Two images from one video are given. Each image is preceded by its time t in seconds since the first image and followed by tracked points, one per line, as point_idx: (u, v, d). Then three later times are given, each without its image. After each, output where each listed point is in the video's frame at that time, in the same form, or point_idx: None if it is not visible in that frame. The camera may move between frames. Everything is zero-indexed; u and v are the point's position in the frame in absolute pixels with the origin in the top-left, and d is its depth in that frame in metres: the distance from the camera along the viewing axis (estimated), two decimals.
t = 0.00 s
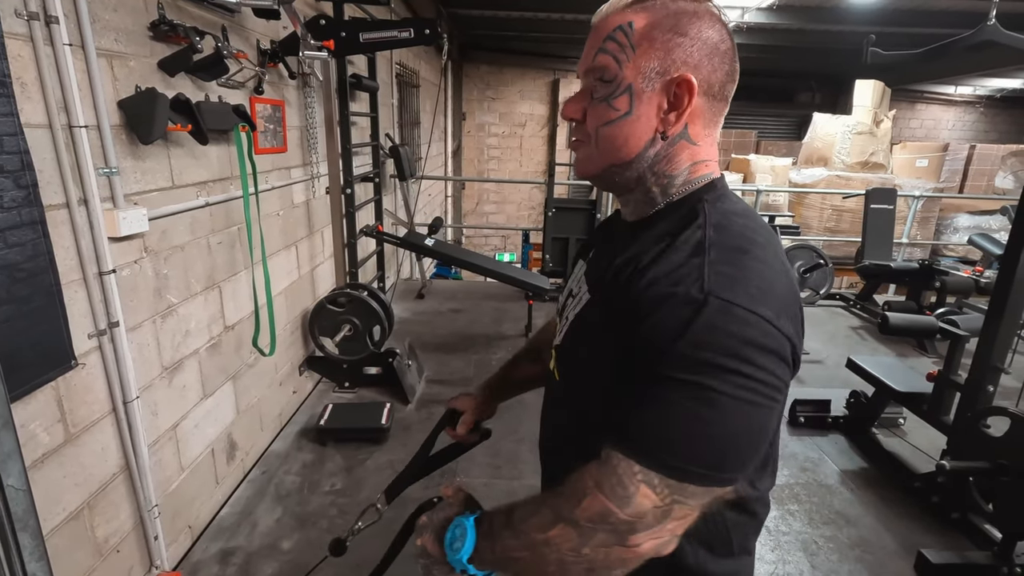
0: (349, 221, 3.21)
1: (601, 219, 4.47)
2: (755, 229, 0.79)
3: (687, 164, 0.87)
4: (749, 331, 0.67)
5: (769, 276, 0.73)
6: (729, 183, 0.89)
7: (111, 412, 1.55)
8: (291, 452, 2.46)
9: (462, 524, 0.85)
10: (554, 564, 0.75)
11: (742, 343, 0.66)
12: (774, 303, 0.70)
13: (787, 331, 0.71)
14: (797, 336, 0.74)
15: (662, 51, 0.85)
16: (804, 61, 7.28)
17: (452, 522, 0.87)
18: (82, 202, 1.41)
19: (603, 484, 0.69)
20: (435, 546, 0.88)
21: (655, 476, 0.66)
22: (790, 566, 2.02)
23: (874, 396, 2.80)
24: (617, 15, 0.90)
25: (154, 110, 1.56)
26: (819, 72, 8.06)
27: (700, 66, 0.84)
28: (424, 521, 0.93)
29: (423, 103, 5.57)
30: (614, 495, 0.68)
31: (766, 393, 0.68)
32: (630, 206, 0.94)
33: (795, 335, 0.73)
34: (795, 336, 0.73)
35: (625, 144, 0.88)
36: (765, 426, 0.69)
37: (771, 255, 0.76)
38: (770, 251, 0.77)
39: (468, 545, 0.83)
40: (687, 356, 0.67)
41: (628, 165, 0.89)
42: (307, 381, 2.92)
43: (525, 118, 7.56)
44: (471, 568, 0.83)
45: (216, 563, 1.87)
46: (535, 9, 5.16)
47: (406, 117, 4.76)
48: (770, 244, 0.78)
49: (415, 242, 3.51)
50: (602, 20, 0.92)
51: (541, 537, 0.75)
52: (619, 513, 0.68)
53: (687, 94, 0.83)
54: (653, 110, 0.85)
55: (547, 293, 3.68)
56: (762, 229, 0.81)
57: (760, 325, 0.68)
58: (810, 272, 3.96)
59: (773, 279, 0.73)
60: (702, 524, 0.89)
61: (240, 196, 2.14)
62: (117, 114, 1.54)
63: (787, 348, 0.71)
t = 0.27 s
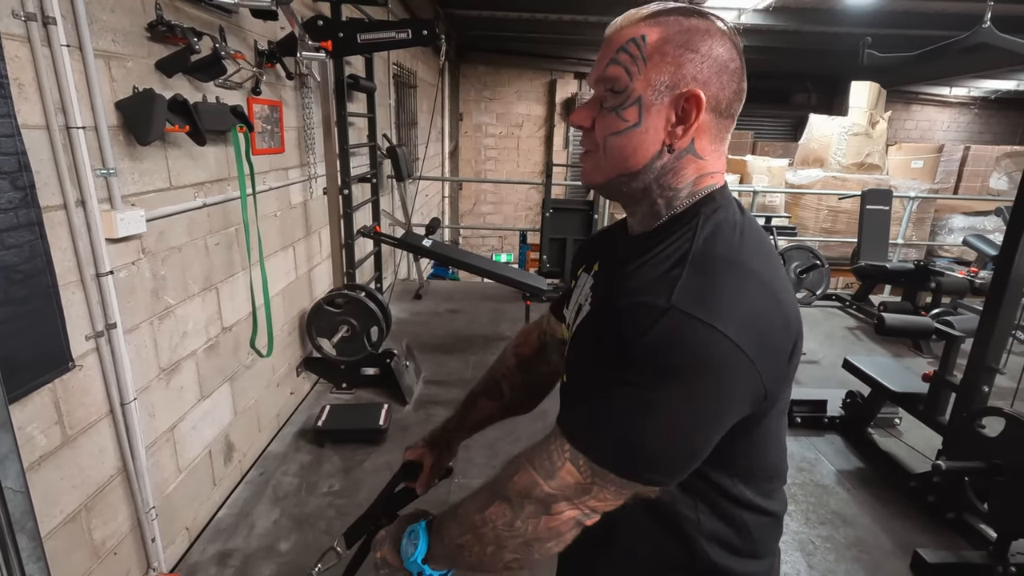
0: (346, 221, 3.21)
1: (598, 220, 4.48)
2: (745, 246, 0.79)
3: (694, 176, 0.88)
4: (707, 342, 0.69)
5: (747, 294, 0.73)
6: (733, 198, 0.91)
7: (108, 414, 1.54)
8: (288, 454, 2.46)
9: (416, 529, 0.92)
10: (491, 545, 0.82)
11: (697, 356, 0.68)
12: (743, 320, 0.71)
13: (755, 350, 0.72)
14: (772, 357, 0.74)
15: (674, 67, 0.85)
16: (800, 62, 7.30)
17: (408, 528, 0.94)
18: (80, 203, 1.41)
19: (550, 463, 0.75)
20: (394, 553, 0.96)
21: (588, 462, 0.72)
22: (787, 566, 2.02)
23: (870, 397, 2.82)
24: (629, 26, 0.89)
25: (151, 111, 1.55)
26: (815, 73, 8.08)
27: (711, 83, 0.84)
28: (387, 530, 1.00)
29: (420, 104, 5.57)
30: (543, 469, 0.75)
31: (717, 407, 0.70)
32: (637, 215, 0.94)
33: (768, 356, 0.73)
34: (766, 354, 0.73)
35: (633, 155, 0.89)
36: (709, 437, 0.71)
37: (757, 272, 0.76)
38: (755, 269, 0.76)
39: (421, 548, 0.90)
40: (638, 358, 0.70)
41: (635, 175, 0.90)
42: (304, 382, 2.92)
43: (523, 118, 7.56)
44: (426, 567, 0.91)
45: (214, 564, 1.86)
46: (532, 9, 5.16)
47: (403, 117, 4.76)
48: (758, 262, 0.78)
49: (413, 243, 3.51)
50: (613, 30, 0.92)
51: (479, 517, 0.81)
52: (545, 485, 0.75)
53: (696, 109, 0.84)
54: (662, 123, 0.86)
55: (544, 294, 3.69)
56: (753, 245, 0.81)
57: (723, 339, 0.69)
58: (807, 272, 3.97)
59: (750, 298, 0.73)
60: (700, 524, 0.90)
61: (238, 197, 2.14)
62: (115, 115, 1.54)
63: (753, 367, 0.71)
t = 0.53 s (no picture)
0: (343, 221, 3.20)
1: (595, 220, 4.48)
2: (770, 226, 0.82)
3: (708, 170, 0.88)
4: (769, 317, 0.69)
5: (784, 266, 0.75)
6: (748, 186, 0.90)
7: (104, 414, 1.54)
8: (285, 454, 2.45)
9: (488, 514, 0.82)
10: (585, 556, 0.73)
11: (765, 327, 0.69)
12: (787, 291, 0.73)
13: (802, 317, 0.74)
14: (810, 325, 0.77)
15: (679, 64, 0.85)
16: (796, 63, 7.33)
17: (476, 514, 0.83)
18: (75, 203, 1.40)
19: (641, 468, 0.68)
20: (455, 537, 0.84)
21: (684, 456, 0.67)
22: (783, 566, 2.03)
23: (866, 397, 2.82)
24: (630, 31, 0.90)
25: (147, 110, 1.55)
26: (811, 74, 8.11)
27: (716, 77, 0.84)
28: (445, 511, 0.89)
29: (417, 104, 5.57)
30: (652, 478, 0.67)
31: (786, 378, 0.70)
32: (652, 215, 0.94)
33: (809, 324, 0.76)
34: (808, 327, 0.75)
35: (647, 155, 0.89)
36: (786, 409, 0.70)
37: (786, 248, 0.79)
38: (785, 246, 0.79)
39: (492, 538, 0.81)
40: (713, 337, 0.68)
41: (650, 174, 0.90)
42: (301, 382, 2.91)
43: (520, 118, 7.56)
44: (497, 560, 0.81)
45: (210, 565, 1.86)
46: (529, 9, 5.15)
47: (400, 117, 4.76)
48: (784, 239, 0.81)
49: (410, 243, 3.50)
50: (614, 37, 0.93)
51: (575, 527, 0.72)
52: (656, 496, 0.67)
53: (705, 104, 0.84)
54: (672, 121, 0.86)
55: (542, 294, 3.69)
56: (774, 225, 0.84)
57: (780, 309, 0.70)
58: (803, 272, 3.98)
59: (787, 269, 0.75)
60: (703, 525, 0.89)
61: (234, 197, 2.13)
62: (111, 114, 1.53)
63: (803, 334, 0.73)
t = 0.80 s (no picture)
0: (340, 220, 3.19)
1: (593, 220, 4.48)
2: (759, 200, 0.83)
3: (686, 162, 0.87)
4: (819, 264, 0.68)
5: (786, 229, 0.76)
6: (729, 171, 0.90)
7: (99, 414, 1.53)
8: (282, 454, 2.44)
9: (641, 508, 0.70)
10: (792, 542, 0.62)
11: (819, 272, 0.67)
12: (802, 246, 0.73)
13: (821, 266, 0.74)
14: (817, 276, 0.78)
15: (643, 61, 0.85)
16: (794, 63, 7.33)
17: (623, 506, 0.70)
18: (69, 201, 1.40)
19: (822, 438, 0.59)
20: (599, 535, 0.72)
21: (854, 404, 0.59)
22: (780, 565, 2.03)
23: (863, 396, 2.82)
24: (591, 34, 0.91)
25: (141, 108, 1.53)
26: (809, 74, 8.11)
27: (682, 69, 0.84)
28: (575, 501, 0.74)
29: (414, 103, 5.56)
30: (859, 435, 0.59)
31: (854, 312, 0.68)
32: (634, 210, 0.94)
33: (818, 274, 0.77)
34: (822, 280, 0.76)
35: (622, 153, 0.89)
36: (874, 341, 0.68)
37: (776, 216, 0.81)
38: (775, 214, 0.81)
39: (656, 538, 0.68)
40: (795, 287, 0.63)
41: (627, 172, 0.90)
42: (298, 382, 2.90)
43: (517, 118, 7.56)
44: (656, 561, 0.69)
45: (207, 566, 1.85)
46: (526, 8, 5.14)
47: (397, 116, 4.75)
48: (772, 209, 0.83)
49: (407, 242, 3.50)
50: (578, 40, 0.94)
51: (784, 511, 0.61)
52: (877, 452, 0.59)
53: (675, 98, 0.83)
54: (643, 117, 0.86)
55: (539, 293, 3.68)
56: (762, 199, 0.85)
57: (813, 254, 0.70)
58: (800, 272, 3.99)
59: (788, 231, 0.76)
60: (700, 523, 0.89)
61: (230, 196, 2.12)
62: (106, 113, 1.52)
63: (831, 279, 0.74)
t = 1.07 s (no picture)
0: (338, 219, 3.18)
1: (592, 219, 4.47)
2: (750, 198, 0.82)
3: (678, 157, 0.87)
4: (803, 265, 0.67)
5: (775, 229, 0.75)
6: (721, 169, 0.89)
7: (95, 414, 1.52)
8: (280, 453, 2.44)
9: (603, 507, 0.73)
10: (745, 545, 0.66)
11: (804, 275, 0.65)
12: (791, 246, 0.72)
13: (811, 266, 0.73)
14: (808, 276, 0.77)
15: (641, 51, 0.85)
16: (793, 62, 7.33)
17: (586, 504, 0.74)
18: (65, 199, 1.38)
19: (779, 447, 0.60)
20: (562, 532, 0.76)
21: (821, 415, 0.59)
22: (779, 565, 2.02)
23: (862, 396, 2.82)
24: (592, 20, 0.90)
25: (137, 107, 1.53)
26: (808, 74, 8.12)
27: (680, 61, 0.84)
28: (543, 497, 0.78)
29: (414, 102, 5.56)
30: (820, 447, 0.59)
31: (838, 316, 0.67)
32: (623, 203, 0.94)
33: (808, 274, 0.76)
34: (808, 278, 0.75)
35: (614, 144, 0.88)
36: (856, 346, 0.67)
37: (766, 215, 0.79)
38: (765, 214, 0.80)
39: (616, 532, 0.72)
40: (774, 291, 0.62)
41: (619, 164, 0.90)
42: (296, 381, 2.89)
43: (516, 117, 7.55)
44: (615, 557, 0.73)
45: (204, 565, 1.84)
46: (525, 7, 5.13)
47: (396, 115, 4.74)
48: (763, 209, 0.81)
49: (406, 241, 3.49)
50: (578, 26, 0.93)
51: (738, 516, 0.64)
52: (835, 465, 0.59)
53: (672, 90, 0.82)
54: (639, 109, 0.85)
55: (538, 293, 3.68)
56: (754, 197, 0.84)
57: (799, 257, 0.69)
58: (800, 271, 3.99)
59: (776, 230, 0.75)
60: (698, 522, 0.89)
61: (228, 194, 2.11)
62: (102, 110, 1.51)
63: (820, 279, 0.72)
